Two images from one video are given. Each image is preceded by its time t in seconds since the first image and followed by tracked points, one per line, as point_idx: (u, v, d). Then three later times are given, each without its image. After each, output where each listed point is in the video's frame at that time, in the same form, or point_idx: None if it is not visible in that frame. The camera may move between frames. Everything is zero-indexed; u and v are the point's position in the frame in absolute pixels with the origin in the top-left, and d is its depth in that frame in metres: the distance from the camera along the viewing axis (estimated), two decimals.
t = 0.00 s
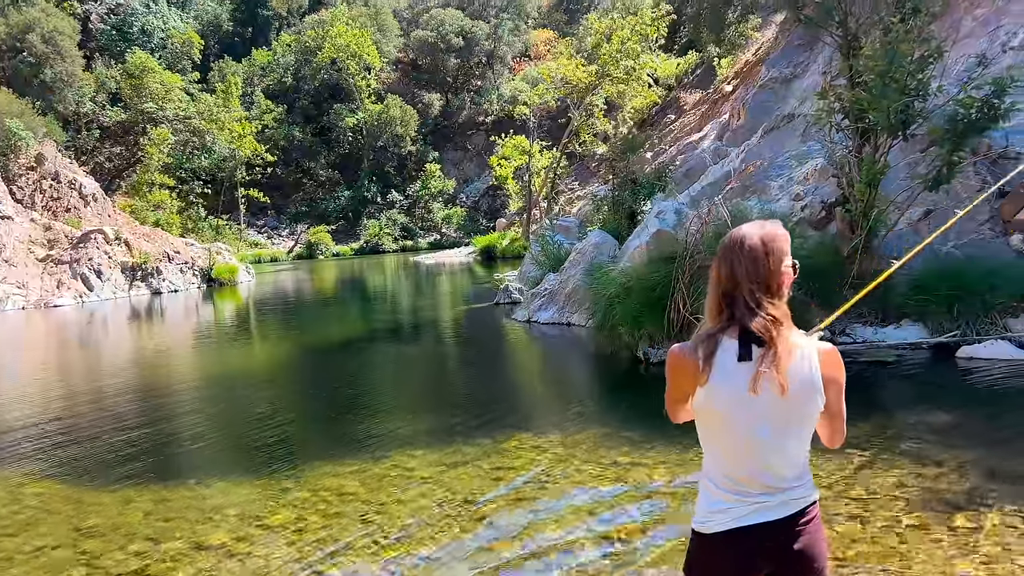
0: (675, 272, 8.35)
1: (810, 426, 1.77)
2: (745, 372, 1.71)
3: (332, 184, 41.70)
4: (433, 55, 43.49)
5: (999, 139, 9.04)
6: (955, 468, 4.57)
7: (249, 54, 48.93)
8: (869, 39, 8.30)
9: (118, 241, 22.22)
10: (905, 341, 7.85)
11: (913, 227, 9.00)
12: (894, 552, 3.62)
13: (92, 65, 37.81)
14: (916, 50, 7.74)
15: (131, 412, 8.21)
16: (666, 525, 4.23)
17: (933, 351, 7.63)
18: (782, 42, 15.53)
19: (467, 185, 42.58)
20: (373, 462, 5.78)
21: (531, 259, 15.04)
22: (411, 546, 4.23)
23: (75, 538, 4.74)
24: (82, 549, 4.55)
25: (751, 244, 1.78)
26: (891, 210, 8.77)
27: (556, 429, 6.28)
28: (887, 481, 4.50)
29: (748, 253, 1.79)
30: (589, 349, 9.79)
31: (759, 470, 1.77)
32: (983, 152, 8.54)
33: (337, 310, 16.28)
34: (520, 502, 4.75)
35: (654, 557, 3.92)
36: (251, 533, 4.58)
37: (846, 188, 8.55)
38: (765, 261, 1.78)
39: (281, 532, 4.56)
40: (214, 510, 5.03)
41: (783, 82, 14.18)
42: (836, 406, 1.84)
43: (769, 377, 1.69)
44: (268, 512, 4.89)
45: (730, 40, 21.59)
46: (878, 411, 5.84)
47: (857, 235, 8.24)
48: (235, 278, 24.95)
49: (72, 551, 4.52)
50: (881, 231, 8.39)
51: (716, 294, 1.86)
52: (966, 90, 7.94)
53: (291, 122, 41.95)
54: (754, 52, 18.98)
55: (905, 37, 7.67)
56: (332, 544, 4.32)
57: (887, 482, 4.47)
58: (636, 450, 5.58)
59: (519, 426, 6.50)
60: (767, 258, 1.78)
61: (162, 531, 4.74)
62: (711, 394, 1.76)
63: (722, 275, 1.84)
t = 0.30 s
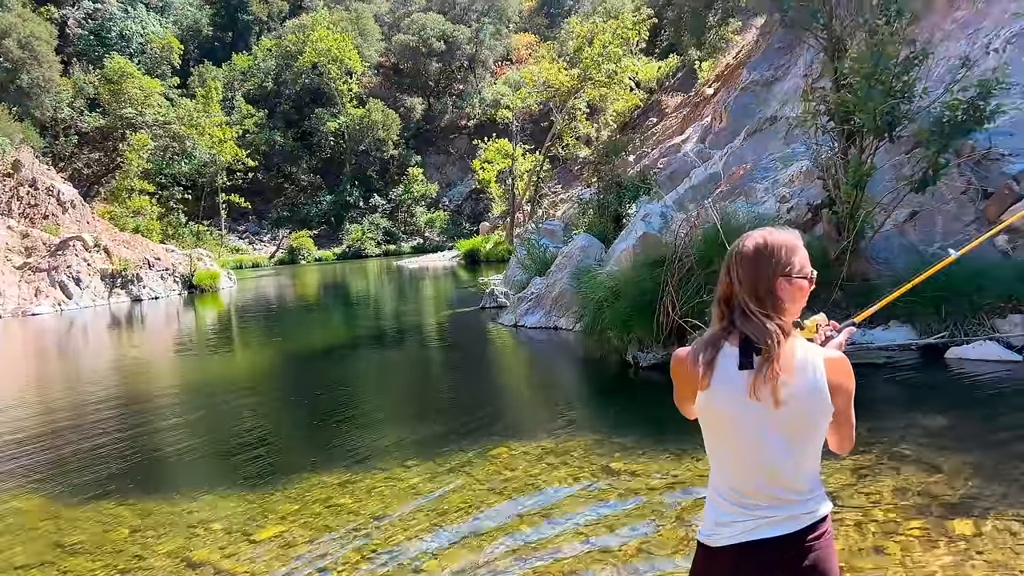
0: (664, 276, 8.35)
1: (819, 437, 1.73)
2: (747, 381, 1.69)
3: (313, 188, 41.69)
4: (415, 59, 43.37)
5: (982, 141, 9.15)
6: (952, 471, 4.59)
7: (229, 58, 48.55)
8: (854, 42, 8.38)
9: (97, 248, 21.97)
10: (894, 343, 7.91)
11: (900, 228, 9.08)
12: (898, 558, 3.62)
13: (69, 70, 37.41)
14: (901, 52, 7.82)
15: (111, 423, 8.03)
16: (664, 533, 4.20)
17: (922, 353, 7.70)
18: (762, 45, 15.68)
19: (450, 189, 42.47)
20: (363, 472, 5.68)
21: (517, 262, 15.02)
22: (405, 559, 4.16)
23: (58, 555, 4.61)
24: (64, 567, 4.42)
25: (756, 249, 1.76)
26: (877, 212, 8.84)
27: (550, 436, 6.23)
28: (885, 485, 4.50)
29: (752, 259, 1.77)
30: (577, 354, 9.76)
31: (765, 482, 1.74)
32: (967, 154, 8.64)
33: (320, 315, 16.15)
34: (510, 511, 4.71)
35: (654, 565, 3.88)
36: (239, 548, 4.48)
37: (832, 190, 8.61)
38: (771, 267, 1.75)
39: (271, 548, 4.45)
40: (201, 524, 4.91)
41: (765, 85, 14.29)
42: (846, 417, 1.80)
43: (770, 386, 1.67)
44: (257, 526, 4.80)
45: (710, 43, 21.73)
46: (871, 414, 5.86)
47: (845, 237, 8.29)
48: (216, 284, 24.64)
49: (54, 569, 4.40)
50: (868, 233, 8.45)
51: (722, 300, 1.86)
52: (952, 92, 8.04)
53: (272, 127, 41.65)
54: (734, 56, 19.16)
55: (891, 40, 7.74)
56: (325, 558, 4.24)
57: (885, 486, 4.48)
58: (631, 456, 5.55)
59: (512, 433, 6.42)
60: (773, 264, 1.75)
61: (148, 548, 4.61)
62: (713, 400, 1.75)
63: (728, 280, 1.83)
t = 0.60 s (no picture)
0: (657, 278, 8.36)
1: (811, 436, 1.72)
2: (741, 381, 1.67)
3: (302, 194, 41.54)
4: (403, 64, 43.27)
5: (971, 142, 9.23)
6: (949, 471, 4.60)
7: (216, 64, 48.34)
8: (844, 44, 8.44)
9: (84, 255, 21.76)
10: (886, 344, 7.85)
11: (890, 229, 9.15)
12: (896, 558, 3.60)
13: (55, 77, 37.10)
14: (890, 54, 7.88)
15: (98, 431, 7.92)
16: (662, 534, 4.19)
17: (913, 354, 7.69)
18: (750, 48, 15.77)
19: (439, 193, 42.43)
20: (358, 478, 5.63)
21: (508, 266, 15.01)
22: (402, 565, 4.10)
23: (45, 563, 4.54)
24: None
25: (750, 248, 1.75)
26: (867, 213, 8.89)
27: (545, 439, 6.20)
28: (882, 484, 4.50)
29: (747, 258, 1.75)
30: (570, 357, 9.74)
31: (758, 482, 1.72)
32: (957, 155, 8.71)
33: (309, 321, 16.07)
34: (504, 515, 4.67)
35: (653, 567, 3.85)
36: (231, 555, 4.41)
37: (823, 191, 8.65)
38: (764, 268, 1.74)
39: (262, 555, 4.38)
40: (190, 531, 4.85)
41: (753, 89, 14.37)
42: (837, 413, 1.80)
43: (764, 386, 1.64)
44: (248, 532, 4.74)
45: (699, 46, 22.03)
46: (866, 414, 5.87)
47: (836, 238, 8.35)
48: (205, 290, 24.50)
49: None
50: (859, 234, 8.52)
51: (715, 299, 1.84)
52: (942, 93, 8.09)
53: (260, 132, 41.43)
54: (722, 59, 19.30)
55: (880, 42, 7.80)
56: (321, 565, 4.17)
57: (881, 486, 4.48)
58: (625, 459, 5.52)
59: (507, 437, 6.39)
60: (766, 263, 1.74)
61: (137, 555, 4.54)
62: (707, 397, 1.73)
63: (721, 280, 1.81)
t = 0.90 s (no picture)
0: (656, 281, 8.37)
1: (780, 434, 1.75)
2: (716, 378, 1.70)
3: (298, 198, 41.48)
4: (399, 68, 43.30)
5: (966, 144, 9.28)
6: (949, 470, 4.61)
7: (212, 68, 48.38)
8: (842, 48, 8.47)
9: (79, 259, 21.88)
10: (884, 346, 7.96)
11: (887, 232, 9.19)
12: (896, 556, 3.60)
13: (50, 81, 37.03)
14: (887, 58, 7.92)
15: (94, 436, 7.89)
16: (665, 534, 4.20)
17: (910, 355, 7.79)
18: (745, 52, 15.85)
19: (435, 197, 42.42)
20: (360, 481, 5.62)
21: (506, 269, 15.03)
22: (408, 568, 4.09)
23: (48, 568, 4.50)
24: None
25: (715, 255, 1.80)
26: (864, 216, 8.93)
27: (545, 442, 6.19)
28: (882, 484, 4.50)
29: (721, 262, 1.80)
30: (569, 359, 9.75)
31: (730, 479, 1.74)
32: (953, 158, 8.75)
33: (306, 325, 16.06)
34: (506, 517, 4.67)
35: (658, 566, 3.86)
36: (236, 559, 4.38)
37: (820, 194, 8.69)
38: (737, 271, 1.79)
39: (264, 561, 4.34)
40: (192, 535, 4.82)
41: (749, 92, 14.44)
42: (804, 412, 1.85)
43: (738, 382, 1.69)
44: (252, 536, 4.71)
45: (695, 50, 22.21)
46: (865, 415, 5.89)
47: (834, 240, 8.39)
48: (201, 295, 24.44)
49: None
50: (856, 237, 8.56)
51: (690, 302, 1.87)
52: (938, 96, 8.14)
53: (255, 136, 41.38)
54: (718, 63, 19.38)
55: (877, 46, 7.84)
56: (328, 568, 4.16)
57: (882, 486, 4.48)
58: (626, 461, 5.53)
59: (508, 440, 6.37)
60: (738, 267, 1.80)
61: (141, 560, 4.50)
62: (677, 400, 1.76)
63: (693, 284, 1.85)
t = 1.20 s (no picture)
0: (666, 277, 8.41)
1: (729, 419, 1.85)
2: (675, 376, 1.76)
3: (303, 195, 41.10)
4: (404, 65, 43.30)
5: (975, 141, 9.27)
6: (960, 462, 4.64)
7: (217, 66, 48.52)
8: (853, 45, 8.49)
9: (88, 256, 21.77)
10: (893, 340, 7.97)
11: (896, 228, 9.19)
12: (909, 546, 3.63)
13: (56, 79, 37.17)
14: (898, 54, 7.92)
15: (103, 431, 7.97)
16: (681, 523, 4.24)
17: (920, 350, 7.77)
18: (751, 49, 15.83)
19: (440, 195, 42.44)
20: (374, 472, 5.70)
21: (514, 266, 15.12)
22: (428, 557, 4.13)
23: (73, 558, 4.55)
24: (89, 569, 4.35)
25: (666, 259, 1.85)
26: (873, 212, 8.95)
27: (557, 435, 6.24)
28: (895, 476, 4.52)
29: (670, 269, 1.84)
30: (577, 355, 9.79)
31: (693, 469, 1.80)
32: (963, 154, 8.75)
33: (312, 321, 16.14)
34: (521, 507, 4.73)
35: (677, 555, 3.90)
36: (258, 545, 4.45)
37: (830, 190, 8.70)
38: (686, 277, 1.84)
39: (287, 542, 4.47)
40: (213, 522, 4.91)
41: (755, 90, 14.43)
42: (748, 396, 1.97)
43: (695, 376, 1.77)
44: (273, 523, 4.78)
45: (700, 47, 22.25)
46: (877, 409, 5.90)
47: (844, 237, 8.42)
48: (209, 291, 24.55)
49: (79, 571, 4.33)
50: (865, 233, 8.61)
51: (640, 307, 1.91)
52: (948, 92, 8.14)
53: (260, 134, 41.45)
54: (724, 60, 19.37)
55: (888, 42, 7.84)
56: (350, 555, 4.21)
57: (895, 477, 4.51)
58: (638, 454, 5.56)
59: (520, 433, 6.42)
60: (687, 273, 1.85)
61: (167, 547, 4.56)
62: (639, 399, 1.80)
63: (644, 290, 1.89)
